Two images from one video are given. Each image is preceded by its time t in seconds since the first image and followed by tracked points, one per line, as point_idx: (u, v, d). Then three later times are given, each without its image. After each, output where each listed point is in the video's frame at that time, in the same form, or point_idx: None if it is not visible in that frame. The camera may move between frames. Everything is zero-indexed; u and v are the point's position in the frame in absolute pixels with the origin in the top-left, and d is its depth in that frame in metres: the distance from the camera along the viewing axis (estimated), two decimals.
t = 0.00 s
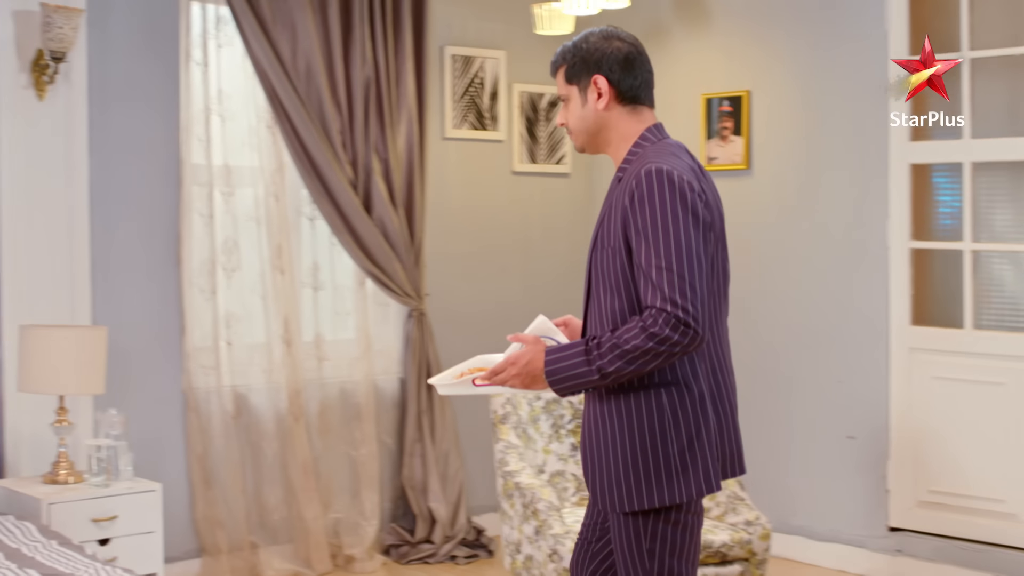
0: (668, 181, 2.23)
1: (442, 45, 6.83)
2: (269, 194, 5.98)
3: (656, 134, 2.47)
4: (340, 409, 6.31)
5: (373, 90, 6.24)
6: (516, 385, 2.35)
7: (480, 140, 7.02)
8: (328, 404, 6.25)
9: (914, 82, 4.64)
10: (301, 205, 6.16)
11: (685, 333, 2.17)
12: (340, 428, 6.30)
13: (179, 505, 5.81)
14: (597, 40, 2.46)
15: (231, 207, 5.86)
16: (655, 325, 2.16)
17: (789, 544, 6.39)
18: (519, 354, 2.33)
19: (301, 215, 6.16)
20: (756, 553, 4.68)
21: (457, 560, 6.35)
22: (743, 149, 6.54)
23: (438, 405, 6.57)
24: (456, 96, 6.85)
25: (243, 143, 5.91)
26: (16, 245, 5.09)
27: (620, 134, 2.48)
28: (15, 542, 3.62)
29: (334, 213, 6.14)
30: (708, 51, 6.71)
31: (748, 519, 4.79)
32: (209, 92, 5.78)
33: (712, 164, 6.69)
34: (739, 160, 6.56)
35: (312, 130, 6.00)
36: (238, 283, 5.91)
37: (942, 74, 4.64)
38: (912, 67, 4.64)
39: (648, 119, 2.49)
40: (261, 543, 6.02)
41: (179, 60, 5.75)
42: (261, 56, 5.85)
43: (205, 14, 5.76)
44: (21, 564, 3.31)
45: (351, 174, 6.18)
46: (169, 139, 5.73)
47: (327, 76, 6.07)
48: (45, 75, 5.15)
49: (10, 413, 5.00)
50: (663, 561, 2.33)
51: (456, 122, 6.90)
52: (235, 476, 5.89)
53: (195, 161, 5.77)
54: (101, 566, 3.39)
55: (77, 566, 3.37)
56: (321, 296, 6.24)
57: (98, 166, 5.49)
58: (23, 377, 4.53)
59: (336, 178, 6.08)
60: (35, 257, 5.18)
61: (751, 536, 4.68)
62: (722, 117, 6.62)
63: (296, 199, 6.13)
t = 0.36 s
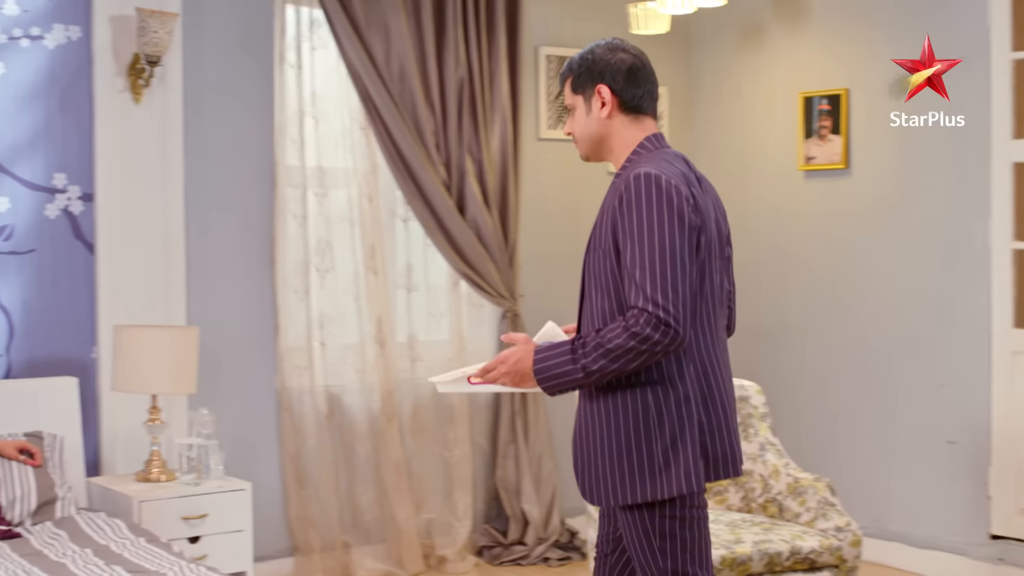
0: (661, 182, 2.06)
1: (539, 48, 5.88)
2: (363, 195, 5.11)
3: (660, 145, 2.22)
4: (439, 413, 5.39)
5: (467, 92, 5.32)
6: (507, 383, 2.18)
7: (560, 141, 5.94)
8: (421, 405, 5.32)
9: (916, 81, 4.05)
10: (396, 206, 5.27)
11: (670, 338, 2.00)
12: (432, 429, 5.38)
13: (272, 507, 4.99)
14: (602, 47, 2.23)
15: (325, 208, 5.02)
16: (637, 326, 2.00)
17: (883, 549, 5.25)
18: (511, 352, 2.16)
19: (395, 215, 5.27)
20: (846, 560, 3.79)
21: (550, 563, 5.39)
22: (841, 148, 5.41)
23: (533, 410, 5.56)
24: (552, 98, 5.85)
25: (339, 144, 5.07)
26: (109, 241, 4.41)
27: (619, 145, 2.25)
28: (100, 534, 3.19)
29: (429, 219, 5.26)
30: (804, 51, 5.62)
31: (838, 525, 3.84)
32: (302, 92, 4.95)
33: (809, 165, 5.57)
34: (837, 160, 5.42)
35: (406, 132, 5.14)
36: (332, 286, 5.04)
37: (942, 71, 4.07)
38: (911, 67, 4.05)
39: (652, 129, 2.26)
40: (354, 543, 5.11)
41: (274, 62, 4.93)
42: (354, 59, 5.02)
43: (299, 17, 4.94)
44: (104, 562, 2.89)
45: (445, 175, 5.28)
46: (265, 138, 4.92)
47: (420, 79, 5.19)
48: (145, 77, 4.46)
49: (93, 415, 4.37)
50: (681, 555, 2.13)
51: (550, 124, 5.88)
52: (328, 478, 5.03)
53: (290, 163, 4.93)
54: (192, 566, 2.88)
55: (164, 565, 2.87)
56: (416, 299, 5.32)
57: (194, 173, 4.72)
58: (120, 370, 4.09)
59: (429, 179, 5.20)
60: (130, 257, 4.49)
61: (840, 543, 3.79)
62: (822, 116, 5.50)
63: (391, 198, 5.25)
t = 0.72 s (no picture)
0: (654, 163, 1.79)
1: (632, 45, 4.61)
2: (454, 193, 4.16)
3: (676, 143, 1.93)
4: (536, 412, 4.36)
5: (560, 89, 4.28)
6: (514, 364, 1.91)
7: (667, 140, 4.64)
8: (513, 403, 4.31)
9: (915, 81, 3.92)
10: (488, 203, 4.27)
11: (671, 325, 1.74)
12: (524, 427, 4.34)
13: (365, 504, 4.08)
14: (609, 43, 1.94)
15: (417, 206, 4.10)
16: (634, 312, 1.73)
17: (978, 553, 4.05)
18: (518, 332, 1.89)
19: (487, 214, 4.27)
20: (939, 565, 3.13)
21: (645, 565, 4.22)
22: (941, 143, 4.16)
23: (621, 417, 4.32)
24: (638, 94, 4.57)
25: (430, 138, 4.15)
26: (201, 243, 3.68)
27: (628, 143, 1.95)
28: (191, 529, 2.87)
29: (519, 214, 4.23)
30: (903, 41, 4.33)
31: (931, 530, 3.16)
32: (393, 92, 4.06)
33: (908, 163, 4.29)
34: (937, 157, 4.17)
35: (494, 124, 4.16)
36: (425, 285, 4.11)
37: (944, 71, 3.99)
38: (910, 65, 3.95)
39: (661, 125, 1.96)
40: (445, 540, 4.17)
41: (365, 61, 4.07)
42: (445, 56, 4.09)
43: (389, 14, 4.06)
44: (189, 555, 2.62)
45: (537, 172, 4.26)
46: (356, 135, 4.05)
47: (512, 76, 4.21)
48: (239, 77, 3.73)
49: (187, 411, 3.67)
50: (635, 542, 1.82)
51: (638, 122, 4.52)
52: (420, 473, 4.11)
53: (382, 161, 4.05)
54: (278, 560, 2.62)
55: (247, 558, 2.61)
56: (510, 299, 4.30)
57: (285, 170, 3.92)
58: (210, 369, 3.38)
59: (520, 176, 4.19)
60: (225, 267, 3.75)
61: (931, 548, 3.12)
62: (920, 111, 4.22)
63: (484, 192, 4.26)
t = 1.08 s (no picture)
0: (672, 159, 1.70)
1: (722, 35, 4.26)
2: (543, 188, 3.86)
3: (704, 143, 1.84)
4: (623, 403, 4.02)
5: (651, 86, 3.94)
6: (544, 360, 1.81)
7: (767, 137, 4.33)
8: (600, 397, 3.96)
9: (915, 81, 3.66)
10: (577, 198, 3.94)
11: (695, 319, 1.64)
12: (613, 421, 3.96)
13: (452, 498, 3.82)
14: (635, 41, 1.85)
15: (505, 202, 3.81)
16: (656, 306, 1.64)
17: None
18: (547, 327, 1.79)
19: (576, 209, 3.94)
20: None
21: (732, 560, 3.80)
22: None
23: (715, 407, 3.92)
24: (735, 86, 4.24)
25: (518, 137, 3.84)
26: (294, 244, 3.43)
27: (653, 143, 1.86)
28: (273, 522, 2.88)
29: (606, 208, 3.89)
30: (1004, 44, 3.82)
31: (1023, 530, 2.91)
32: (480, 89, 3.76)
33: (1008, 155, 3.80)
34: None
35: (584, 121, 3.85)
36: (513, 281, 3.82)
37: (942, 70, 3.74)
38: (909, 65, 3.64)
39: (686, 125, 1.86)
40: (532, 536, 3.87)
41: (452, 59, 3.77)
42: (534, 54, 3.79)
43: (476, 8, 3.76)
44: (269, 548, 2.62)
45: (626, 167, 3.93)
46: (444, 133, 3.76)
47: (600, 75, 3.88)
48: (328, 74, 3.46)
49: (275, 403, 3.43)
50: (625, 515, 1.74)
51: (735, 115, 4.26)
52: (508, 468, 3.85)
53: (470, 157, 3.76)
54: (356, 553, 2.61)
55: (325, 551, 2.60)
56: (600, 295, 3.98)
57: (373, 165, 3.64)
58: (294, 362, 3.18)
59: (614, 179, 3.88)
60: (311, 260, 3.48)
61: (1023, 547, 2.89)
62: None
63: (574, 185, 3.93)
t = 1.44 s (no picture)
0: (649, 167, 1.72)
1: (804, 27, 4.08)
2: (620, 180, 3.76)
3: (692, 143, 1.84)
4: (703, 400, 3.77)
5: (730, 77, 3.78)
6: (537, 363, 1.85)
7: (847, 129, 4.15)
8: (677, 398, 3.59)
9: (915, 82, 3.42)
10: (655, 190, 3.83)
11: (673, 325, 1.67)
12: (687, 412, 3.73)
13: (529, 491, 3.78)
14: (625, 43, 1.86)
15: (583, 195, 3.73)
16: (635, 314, 1.68)
17: None
18: (536, 331, 1.82)
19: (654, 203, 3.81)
20: None
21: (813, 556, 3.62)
22: None
23: (796, 400, 3.75)
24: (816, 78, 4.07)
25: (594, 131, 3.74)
26: (370, 238, 3.42)
27: (641, 145, 1.87)
28: (343, 514, 2.89)
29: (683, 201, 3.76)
30: None
31: None
32: (558, 82, 3.68)
33: None
34: None
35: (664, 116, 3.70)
36: (590, 275, 3.74)
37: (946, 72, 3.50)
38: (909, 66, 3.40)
39: (675, 126, 1.88)
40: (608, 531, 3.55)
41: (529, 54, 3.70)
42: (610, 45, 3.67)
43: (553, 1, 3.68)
44: (338, 540, 2.62)
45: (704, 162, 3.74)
46: (522, 127, 3.70)
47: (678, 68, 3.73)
48: (405, 69, 3.42)
49: (351, 395, 3.43)
50: (629, 512, 1.78)
51: (817, 108, 4.10)
52: (584, 463, 3.80)
53: (548, 150, 3.69)
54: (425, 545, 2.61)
55: (393, 543, 2.61)
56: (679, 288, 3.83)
57: (450, 162, 3.59)
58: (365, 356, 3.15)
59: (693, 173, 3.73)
60: (389, 256, 3.46)
61: None
62: None
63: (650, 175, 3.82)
